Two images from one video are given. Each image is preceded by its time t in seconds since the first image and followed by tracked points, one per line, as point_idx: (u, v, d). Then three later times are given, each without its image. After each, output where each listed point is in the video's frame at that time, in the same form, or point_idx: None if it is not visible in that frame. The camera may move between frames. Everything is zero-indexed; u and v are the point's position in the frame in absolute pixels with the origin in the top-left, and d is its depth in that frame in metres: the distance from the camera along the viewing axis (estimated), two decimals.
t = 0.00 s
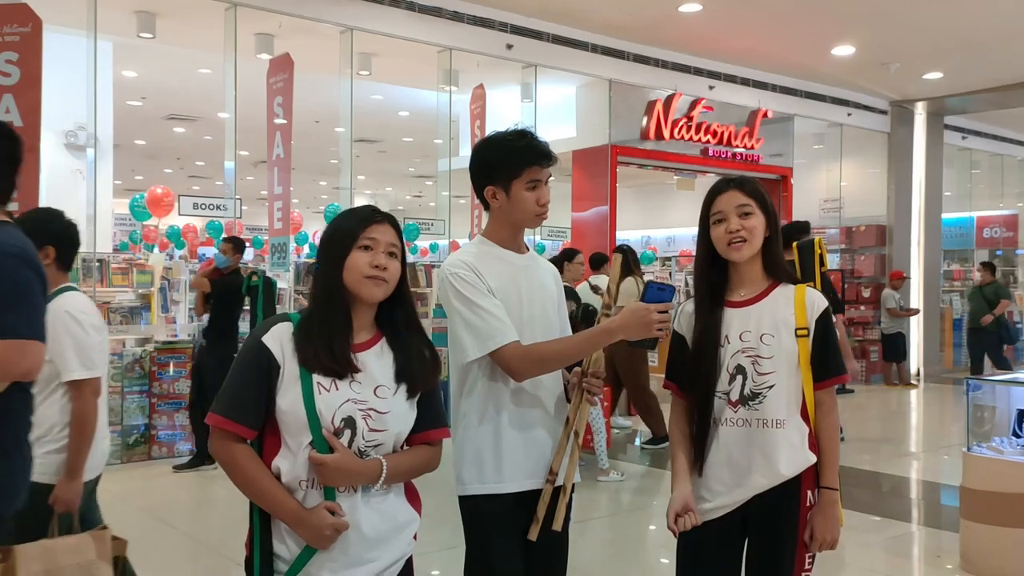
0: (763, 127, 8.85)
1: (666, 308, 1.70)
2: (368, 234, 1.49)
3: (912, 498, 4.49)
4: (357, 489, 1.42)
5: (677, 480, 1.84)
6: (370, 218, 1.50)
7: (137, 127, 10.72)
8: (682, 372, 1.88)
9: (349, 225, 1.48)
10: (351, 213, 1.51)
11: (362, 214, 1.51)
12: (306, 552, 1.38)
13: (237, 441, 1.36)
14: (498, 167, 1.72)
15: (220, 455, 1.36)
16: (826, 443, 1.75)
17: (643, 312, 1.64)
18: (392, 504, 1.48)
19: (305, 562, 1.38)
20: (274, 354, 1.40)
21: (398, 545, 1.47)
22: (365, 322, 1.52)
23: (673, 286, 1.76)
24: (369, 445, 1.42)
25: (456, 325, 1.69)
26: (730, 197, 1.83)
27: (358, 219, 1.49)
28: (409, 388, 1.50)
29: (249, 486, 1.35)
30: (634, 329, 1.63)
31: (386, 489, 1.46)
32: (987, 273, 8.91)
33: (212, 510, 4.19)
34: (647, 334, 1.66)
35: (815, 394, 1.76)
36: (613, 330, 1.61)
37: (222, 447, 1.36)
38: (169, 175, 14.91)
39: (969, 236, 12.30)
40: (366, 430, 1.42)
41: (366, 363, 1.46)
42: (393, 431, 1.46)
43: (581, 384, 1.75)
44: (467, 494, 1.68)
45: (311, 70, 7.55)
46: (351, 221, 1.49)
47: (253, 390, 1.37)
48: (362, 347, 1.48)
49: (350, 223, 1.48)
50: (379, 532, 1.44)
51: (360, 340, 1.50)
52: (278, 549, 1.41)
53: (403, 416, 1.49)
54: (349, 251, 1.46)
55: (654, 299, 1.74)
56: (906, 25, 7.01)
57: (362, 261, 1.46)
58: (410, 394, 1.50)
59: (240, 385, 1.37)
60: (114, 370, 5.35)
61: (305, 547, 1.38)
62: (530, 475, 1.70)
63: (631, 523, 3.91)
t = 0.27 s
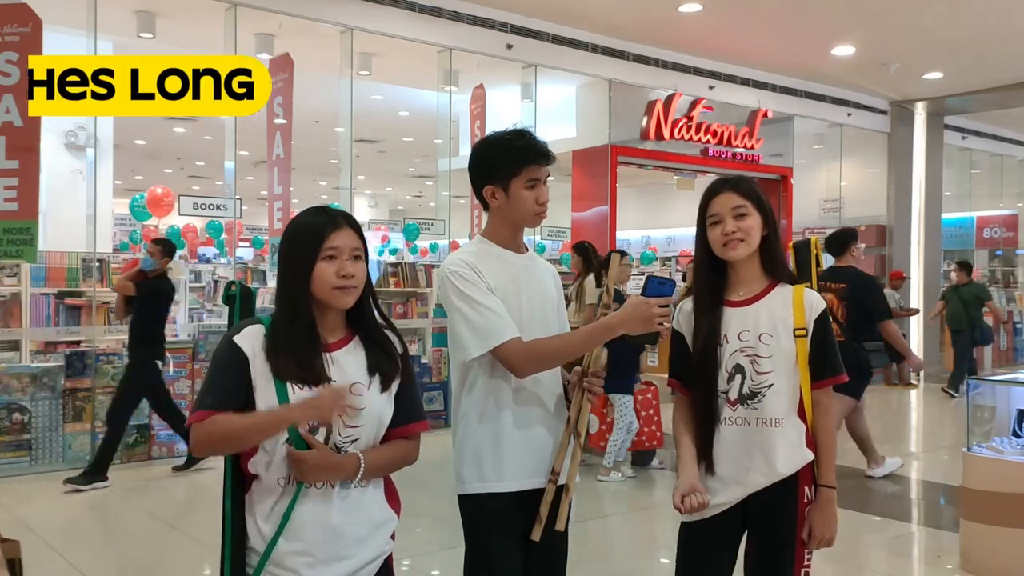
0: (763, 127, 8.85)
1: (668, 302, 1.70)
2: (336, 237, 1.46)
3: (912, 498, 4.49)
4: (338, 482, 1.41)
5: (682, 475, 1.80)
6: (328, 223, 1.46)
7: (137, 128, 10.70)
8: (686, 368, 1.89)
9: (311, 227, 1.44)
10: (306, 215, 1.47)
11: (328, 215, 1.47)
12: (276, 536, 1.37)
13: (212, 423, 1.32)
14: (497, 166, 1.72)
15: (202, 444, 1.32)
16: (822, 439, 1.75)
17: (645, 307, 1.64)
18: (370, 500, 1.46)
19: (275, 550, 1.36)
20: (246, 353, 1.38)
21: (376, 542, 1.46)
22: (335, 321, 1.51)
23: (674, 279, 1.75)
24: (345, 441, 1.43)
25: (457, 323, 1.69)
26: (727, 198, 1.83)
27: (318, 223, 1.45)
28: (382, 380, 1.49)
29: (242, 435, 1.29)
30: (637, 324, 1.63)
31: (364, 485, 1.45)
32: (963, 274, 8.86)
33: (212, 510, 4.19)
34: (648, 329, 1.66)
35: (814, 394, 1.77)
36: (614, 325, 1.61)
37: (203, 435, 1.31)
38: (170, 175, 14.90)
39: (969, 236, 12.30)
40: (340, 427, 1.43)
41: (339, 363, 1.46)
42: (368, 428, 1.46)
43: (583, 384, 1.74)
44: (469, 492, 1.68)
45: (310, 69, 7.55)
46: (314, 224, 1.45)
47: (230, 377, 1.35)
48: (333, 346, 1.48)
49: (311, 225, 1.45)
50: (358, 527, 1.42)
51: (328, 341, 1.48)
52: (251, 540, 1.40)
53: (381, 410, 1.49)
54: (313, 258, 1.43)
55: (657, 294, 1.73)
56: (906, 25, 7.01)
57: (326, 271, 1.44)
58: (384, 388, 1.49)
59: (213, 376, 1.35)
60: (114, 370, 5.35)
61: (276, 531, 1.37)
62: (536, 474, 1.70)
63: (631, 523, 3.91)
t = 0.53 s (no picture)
0: (763, 127, 8.85)
1: (662, 307, 1.71)
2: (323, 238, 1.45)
3: (912, 498, 4.49)
4: (338, 479, 1.42)
5: (688, 462, 1.77)
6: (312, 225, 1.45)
7: (137, 128, 10.71)
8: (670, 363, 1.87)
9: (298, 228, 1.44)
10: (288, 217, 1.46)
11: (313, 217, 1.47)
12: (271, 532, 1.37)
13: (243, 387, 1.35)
14: (495, 163, 1.72)
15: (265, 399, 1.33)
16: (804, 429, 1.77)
17: (642, 308, 1.64)
18: (367, 499, 1.46)
19: (270, 547, 1.37)
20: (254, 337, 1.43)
21: (372, 539, 1.45)
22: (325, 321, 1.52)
23: (669, 282, 1.83)
24: (336, 437, 1.42)
25: (454, 322, 1.69)
26: (716, 196, 1.83)
27: (298, 225, 1.44)
28: (370, 373, 1.49)
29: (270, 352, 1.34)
30: (632, 328, 1.63)
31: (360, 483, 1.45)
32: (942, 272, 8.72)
33: (212, 510, 4.19)
34: (645, 331, 1.65)
35: (803, 387, 1.79)
36: (611, 326, 1.61)
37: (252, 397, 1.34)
38: (170, 175, 14.89)
39: (969, 236, 12.30)
40: (332, 422, 1.42)
41: (332, 359, 1.46)
42: (360, 423, 1.46)
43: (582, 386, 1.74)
44: (466, 491, 1.69)
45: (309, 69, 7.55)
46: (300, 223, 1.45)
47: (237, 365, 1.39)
48: (328, 341, 1.49)
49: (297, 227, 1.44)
50: (354, 525, 1.42)
51: (324, 335, 1.49)
52: (247, 538, 1.39)
53: (373, 404, 1.48)
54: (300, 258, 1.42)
55: (654, 297, 1.80)
56: (906, 26, 7.01)
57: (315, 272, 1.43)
58: (373, 380, 1.49)
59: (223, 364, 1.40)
60: (114, 370, 5.35)
61: (270, 529, 1.37)
62: (531, 474, 1.70)
63: (632, 523, 3.91)
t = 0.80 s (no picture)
0: (763, 127, 8.85)
1: (656, 307, 1.71)
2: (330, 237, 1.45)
3: (912, 498, 4.49)
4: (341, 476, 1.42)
5: (687, 478, 1.76)
6: (320, 226, 1.44)
7: (137, 128, 10.71)
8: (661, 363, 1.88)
9: (307, 227, 1.43)
10: (288, 216, 1.44)
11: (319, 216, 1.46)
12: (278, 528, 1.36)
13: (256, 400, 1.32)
14: (499, 165, 1.72)
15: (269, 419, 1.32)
16: (790, 427, 1.74)
17: (635, 309, 1.65)
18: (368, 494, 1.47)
19: (280, 545, 1.36)
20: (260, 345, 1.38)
21: (373, 533, 1.46)
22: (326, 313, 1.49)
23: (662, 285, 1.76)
24: (344, 434, 1.44)
25: (449, 319, 1.69)
26: (708, 196, 1.82)
27: (309, 227, 1.43)
28: (365, 367, 1.50)
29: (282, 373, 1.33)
30: (628, 327, 1.63)
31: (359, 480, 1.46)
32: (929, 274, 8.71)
33: (211, 510, 4.18)
34: (638, 331, 1.66)
35: (789, 384, 1.76)
36: (604, 325, 1.61)
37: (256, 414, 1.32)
38: (170, 175, 14.90)
39: (969, 236, 12.30)
40: (340, 419, 1.44)
41: (334, 356, 1.46)
42: (363, 418, 1.48)
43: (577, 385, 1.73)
44: (463, 488, 1.69)
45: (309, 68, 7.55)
46: (303, 220, 1.43)
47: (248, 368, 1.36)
48: (329, 337, 1.48)
49: (307, 227, 1.43)
50: (358, 518, 1.43)
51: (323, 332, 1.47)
52: (252, 538, 1.37)
53: (372, 401, 1.50)
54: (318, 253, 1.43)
55: (647, 298, 1.73)
56: (906, 25, 7.00)
57: (338, 272, 1.45)
58: (368, 369, 1.50)
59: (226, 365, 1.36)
60: (114, 370, 5.34)
61: (281, 528, 1.36)
62: (530, 472, 1.70)
63: (632, 523, 3.91)
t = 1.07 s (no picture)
0: (763, 127, 8.85)
1: (655, 306, 1.70)
2: (330, 236, 1.44)
3: (912, 498, 4.49)
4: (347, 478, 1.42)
5: (685, 480, 1.75)
6: (320, 227, 1.43)
7: (137, 128, 10.71)
8: (658, 364, 1.88)
9: (311, 229, 1.41)
10: (286, 218, 1.42)
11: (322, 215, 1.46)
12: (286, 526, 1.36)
13: (219, 431, 1.28)
14: (498, 165, 1.72)
15: (209, 450, 1.29)
16: (785, 427, 1.74)
17: (634, 309, 1.65)
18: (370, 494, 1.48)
19: (287, 544, 1.36)
20: (263, 358, 1.33)
21: (375, 531, 1.47)
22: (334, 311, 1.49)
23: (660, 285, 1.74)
24: (354, 437, 1.45)
25: (452, 320, 1.70)
26: (702, 195, 1.82)
27: (317, 230, 1.42)
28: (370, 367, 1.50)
29: (261, 437, 1.29)
30: (627, 327, 1.64)
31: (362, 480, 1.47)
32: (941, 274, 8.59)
33: (212, 510, 4.18)
34: (636, 331, 1.66)
35: (781, 384, 1.75)
36: (602, 327, 1.61)
37: (205, 441, 1.29)
38: (170, 175, 14.91)
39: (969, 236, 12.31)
40: (351, 422, 1.45)
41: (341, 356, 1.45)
42: (372, 420, 1.49)
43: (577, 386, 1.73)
44: (464, 487, 1.69)
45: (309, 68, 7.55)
46: (306, 221, 1.42)
47: (245, 384, 1.31)
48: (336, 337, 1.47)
49: (314, 229, 1.42)
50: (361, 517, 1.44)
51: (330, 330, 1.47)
52: (259, 538, 1.36)
53: (378, 403, 1.51)
54: (328, 249, 1.42)
55: (644, 297, 1.72)
56: (906, 25, 7.01)
57: (346, 258, 1.45)
58: (375, 376, 1.50)
59: (222, 381, 1.30)
60: (114, 370, 5.34)
61: (293, 527, 1.36)
62: (530, 472, 1.70)
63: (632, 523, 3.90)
